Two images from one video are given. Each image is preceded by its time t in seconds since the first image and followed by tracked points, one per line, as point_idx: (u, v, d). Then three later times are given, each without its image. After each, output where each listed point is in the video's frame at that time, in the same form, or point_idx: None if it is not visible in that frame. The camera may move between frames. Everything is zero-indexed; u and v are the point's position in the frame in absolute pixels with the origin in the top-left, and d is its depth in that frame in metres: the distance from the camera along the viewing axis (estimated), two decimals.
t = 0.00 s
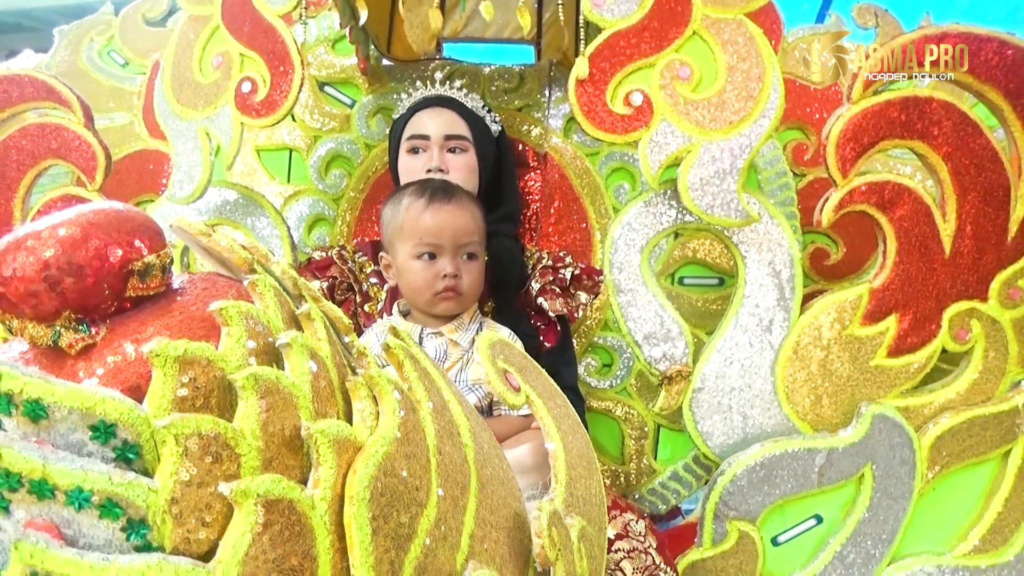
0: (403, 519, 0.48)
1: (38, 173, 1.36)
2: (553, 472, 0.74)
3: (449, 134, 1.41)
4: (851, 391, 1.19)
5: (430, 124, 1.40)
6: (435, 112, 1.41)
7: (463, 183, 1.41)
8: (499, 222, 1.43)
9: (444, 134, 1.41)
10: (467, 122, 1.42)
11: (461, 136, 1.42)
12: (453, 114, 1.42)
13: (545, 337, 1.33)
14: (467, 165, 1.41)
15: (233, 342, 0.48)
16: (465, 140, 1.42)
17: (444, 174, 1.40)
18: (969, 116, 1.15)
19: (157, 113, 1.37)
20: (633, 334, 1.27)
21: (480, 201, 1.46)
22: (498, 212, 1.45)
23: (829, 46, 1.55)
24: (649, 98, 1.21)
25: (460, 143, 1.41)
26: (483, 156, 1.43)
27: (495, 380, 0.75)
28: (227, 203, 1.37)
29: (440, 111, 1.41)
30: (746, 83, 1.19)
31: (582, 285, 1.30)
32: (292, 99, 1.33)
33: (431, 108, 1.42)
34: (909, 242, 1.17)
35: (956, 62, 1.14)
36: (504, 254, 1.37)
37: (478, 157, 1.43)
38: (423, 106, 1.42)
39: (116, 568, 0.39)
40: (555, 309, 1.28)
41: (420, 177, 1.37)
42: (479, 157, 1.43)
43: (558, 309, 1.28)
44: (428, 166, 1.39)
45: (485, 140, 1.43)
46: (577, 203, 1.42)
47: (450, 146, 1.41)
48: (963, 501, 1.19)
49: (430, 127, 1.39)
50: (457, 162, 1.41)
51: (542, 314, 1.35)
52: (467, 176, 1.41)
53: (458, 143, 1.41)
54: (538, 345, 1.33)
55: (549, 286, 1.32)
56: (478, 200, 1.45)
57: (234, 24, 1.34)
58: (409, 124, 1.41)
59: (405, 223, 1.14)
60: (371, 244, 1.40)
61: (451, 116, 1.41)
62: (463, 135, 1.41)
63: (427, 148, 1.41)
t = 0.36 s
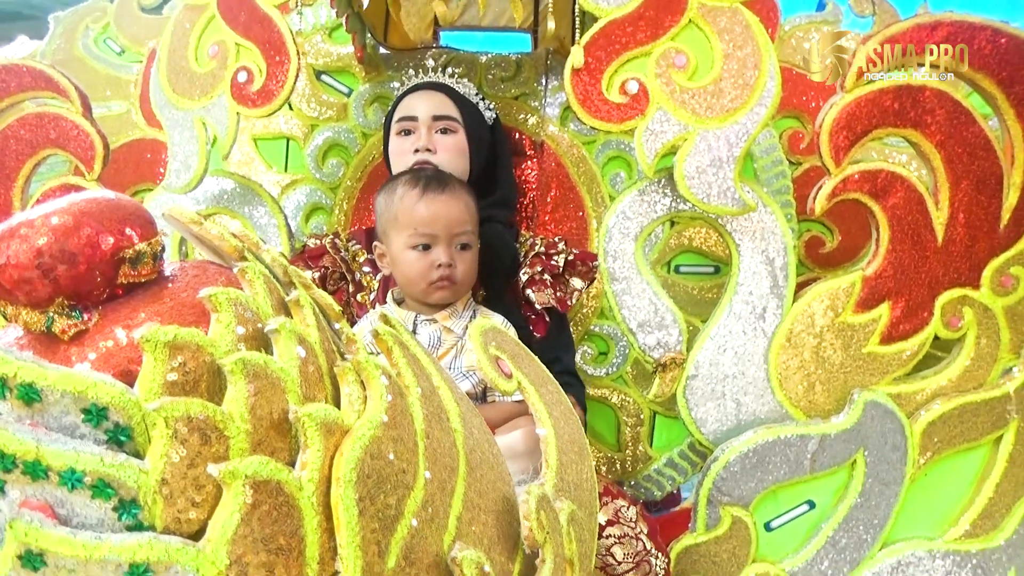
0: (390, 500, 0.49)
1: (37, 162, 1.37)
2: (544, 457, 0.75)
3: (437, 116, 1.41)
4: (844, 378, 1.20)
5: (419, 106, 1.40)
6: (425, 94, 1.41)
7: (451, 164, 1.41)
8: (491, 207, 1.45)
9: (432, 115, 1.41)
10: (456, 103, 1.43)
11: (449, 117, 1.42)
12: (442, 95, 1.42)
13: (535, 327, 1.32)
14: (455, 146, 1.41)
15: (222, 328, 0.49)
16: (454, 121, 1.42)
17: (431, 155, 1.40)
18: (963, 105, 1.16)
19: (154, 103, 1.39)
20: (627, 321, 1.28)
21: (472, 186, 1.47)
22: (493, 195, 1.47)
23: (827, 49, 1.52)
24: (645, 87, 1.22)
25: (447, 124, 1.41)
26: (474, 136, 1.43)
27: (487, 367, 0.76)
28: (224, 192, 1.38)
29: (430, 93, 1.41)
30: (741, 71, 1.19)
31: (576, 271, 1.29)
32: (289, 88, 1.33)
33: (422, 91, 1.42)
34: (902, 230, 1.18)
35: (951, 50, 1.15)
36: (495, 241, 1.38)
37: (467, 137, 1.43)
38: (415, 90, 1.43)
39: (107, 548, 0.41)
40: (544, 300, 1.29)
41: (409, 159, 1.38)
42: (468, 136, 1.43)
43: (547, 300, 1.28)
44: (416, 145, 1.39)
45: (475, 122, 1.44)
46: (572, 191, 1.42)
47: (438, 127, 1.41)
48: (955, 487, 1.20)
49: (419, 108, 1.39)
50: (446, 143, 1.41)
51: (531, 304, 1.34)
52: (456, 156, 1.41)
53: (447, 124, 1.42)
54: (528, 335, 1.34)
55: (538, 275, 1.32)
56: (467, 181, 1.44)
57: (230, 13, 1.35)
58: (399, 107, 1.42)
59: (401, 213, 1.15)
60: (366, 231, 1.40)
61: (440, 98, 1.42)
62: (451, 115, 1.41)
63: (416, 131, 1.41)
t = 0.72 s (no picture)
0: (385, 490, 0.51)
1: (42, 162, 1.40)
2: (538, 451, 0.77)
3: (433, 120, 1.43)
4: (836, 371, 1.22)
5: (416, 109, 1.42)
6: (421, 96, 1.43)
7: (448, 166, 1.44)
8: (488, 205, 1.47)
9: (428, 119, 1.43)
10: (452, 105, 1.44)
11: (445, 120, 1.44)
12: (437, 97, 1.44)
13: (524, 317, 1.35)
14: (452, 149, 1.44)
15: (223, 329, 0.51)
16: (450, 124, 1.44)
17: (428, 158, 1.42)
18: (953, 102, 1.17)
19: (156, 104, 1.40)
20: (623, 316, 1.30)
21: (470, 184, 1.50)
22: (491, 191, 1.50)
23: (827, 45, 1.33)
24: (636, 86, 1.24)
25: (444, 127, 1.43)
26: (470, 137, 1.45)
27: (482, 363, 0.78)
28: (226, 192, 1.40)
29: (423, 96, 1.43)
30: (732, 71, 1.21)
31: (569, 266, 1.32)
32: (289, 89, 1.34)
33: (418, 92, 1.44)
34: (892, 225, 1.20)
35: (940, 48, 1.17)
36: (490, 240, 1.41)
37: (463, 138, 1.45)
38: (411, 92, 1.45)
39: (116, 538, 0.43)
40: (533, 291, 1.32)
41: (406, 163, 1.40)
42: (465, 138, 1.45)
43: (536, 291, 1.31)
44: (412, 150, 1.41)
45: (472, 123, 1.45)
46: (569, 187, 1.44)
47: (434, 130, 1.43)
48: (946, 478, 1.22)
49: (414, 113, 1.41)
50: (442, 146, 1.44)
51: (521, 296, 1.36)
52: (453, 159, 1.44)
53: (443, 127, 1.44)
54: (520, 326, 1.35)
55: (527, 268, 1.35)
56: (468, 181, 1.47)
57: (230, 15, 1.36)
58: (397, 109, 1.44)
59: (399, 212, 1.17)
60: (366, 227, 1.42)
61: (434, 99, 1.43)
62: (447, 118, 1.43)
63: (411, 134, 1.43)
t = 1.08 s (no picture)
0: (410, 477, 0.54)
1: (70, 165, 1.46)
2: (554, 443, 0.80)
3: (445, 122, 1.45)
4: (846, 367, 1.24)
5: (429, 113, 1.45)
6: (434, 100, 1.46)
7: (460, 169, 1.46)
8: (503, 206, 1.49)
9: (440, 122, 1.45)
10: (464, 110, 1.47)
11: (457, 123, 1.46)
12: (450, 102, 1.46)
13: (537, 316, 1.38)
14: (463, 152, 1.46)
15: (260, 326, 0.54)
16: (462, 127, 1.46)
17: (440, 162, 1.44)
18: (961, 101, 1.19)
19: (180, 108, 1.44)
20: (635, 313, 1.33)
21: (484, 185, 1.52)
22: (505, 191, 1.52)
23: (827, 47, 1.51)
24: (649, 87, 1.26)
25: (456, 130, 1.46)
26: (482, 139, 1.48)
27: (499, 358, 0.82)
28: (248, 193, 1.43)
29: (438, 99, 1.46)
30: (743, 71, 1.23)
31: (582, 264, 1.35)
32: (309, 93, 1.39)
33: (431, 96, 1.47)
34: (902, 223, 1.22)
35: (947, 48, 1.19)
36: (503, 238, 1.44)
37: (475, 140, 1.47)
38: (424, 96, 1.47)
39: (166, 517, 0.46)
40: (546, 291, 1.35)
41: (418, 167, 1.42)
42: (476, 141, 1.47)
43: (549, 291, 1.34)
44: (425, 153, 1.44)
45: (484, 124, 1.48)
46: (582, 187, 1.46)
47: (445, 134, 1.46)
48: (956, 472, 1.23)
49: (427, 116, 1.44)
50: (453, 149, 1.46)
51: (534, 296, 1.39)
52: (463, 162, 1.46)
53: (455, 131, 1.46)
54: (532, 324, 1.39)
55: (541, 267, 1.38)
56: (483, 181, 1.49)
57: (253, 21, 1.39)
58: (410, 113, 1.47)
59: (425, 212, 1.20)
60: (383, 228, 1.46)
61: (448, 103, 1.46)
62: (459, 122, 1.46)
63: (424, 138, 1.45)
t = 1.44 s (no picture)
0: (436, 459, 0.57)
1: (97, 169, 1.51)
2: (568, 432, 0.83)
3: (462, 126, 1.49)
4: (854, 359, 1.27)
5: (445, 117, 1.49)
6: (451, 103, 1.50)
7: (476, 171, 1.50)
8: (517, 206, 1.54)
9: (457, 126, 1.49)
10: (479, 113, 1.50)
11: (473, 126, 1.50)
12: (466, 105, 1.50)
13: (551, 314, 1.42)
14: (479, 154, 1.50)
15: (297, 320, 0.57)
16: (478, 130, 1.50)
17: (458, 164, 1.49)
18: (965, 99, 1.21)
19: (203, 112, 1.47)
20: (647, 308, 1.36)
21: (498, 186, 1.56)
22: (517, 191, 1.56)
23: (827, 46, 1.44)
24: (658, 88, 1.29)
25: (472, 133, 1.50)
26: (497, 141, 1.51)
27: (515, 351, 0.85)
28: (269, 194, 1.46)
29: (454, 102, 1.49)
30: (750, 71, 1.26)
31: (594, 264, 1.40)
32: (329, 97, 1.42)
33: (447, 99, 1.50)
34: (908, 218, 1.24)
35: (951, 46, 1.21)
36: (518, 239, 1.49)
37: (491, 143, 1.51)
38: (439, 99, 1.51)
39: (215, 494, 0.49)
40: (560, 290, 1.40)
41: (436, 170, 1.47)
42: (492, 144, 1.51)
43: (563, 289, 1.39)
44: (442, 157, 1.48)
45: (499, 126, 1.51)
46: (594, 186, 1.49)
47: (463, 137, 1.50)
48: (963, 462, 1.26)
49: (444, 120, 1.48)
50: (470, 152, 1.50)
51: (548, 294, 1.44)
52: (480, 164, 1.50)
53: (471, 134, 1.50)
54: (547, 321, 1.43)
55: (555, 267, 1.43)
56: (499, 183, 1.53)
57: (271, 27, 1.43)
58: (426, 116, 1.50)
59: (453, 210, 1.24)
60: (400, 230, 1.50)
61: (463, 106, 1.50)
62: (475, 125, 1.49)
63: (442, 141, 1.50)
